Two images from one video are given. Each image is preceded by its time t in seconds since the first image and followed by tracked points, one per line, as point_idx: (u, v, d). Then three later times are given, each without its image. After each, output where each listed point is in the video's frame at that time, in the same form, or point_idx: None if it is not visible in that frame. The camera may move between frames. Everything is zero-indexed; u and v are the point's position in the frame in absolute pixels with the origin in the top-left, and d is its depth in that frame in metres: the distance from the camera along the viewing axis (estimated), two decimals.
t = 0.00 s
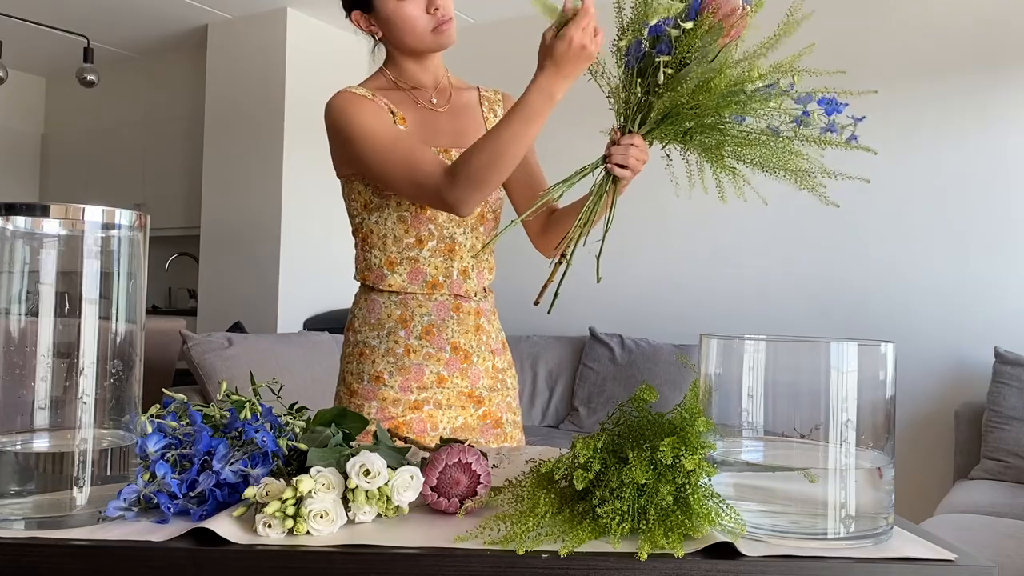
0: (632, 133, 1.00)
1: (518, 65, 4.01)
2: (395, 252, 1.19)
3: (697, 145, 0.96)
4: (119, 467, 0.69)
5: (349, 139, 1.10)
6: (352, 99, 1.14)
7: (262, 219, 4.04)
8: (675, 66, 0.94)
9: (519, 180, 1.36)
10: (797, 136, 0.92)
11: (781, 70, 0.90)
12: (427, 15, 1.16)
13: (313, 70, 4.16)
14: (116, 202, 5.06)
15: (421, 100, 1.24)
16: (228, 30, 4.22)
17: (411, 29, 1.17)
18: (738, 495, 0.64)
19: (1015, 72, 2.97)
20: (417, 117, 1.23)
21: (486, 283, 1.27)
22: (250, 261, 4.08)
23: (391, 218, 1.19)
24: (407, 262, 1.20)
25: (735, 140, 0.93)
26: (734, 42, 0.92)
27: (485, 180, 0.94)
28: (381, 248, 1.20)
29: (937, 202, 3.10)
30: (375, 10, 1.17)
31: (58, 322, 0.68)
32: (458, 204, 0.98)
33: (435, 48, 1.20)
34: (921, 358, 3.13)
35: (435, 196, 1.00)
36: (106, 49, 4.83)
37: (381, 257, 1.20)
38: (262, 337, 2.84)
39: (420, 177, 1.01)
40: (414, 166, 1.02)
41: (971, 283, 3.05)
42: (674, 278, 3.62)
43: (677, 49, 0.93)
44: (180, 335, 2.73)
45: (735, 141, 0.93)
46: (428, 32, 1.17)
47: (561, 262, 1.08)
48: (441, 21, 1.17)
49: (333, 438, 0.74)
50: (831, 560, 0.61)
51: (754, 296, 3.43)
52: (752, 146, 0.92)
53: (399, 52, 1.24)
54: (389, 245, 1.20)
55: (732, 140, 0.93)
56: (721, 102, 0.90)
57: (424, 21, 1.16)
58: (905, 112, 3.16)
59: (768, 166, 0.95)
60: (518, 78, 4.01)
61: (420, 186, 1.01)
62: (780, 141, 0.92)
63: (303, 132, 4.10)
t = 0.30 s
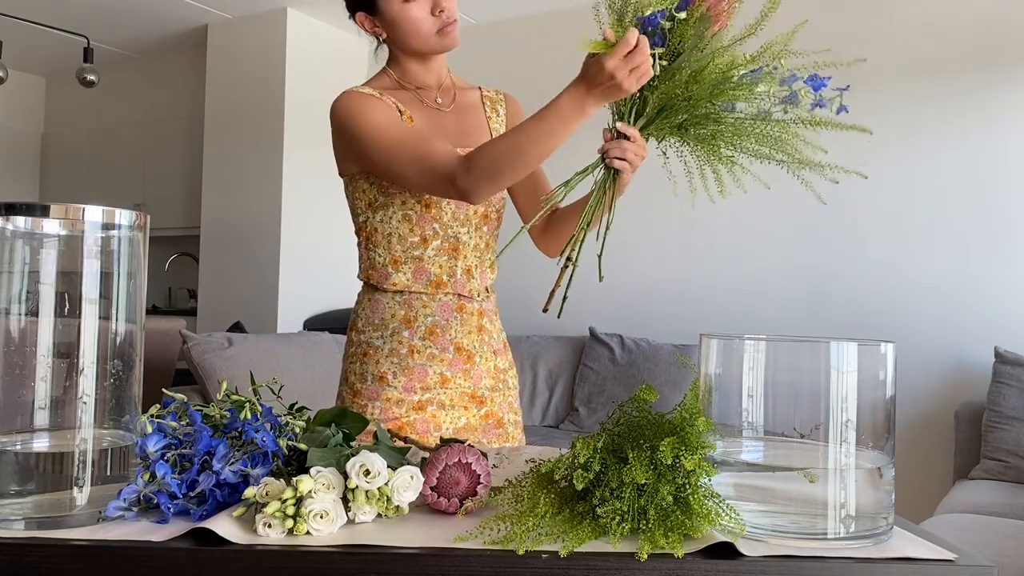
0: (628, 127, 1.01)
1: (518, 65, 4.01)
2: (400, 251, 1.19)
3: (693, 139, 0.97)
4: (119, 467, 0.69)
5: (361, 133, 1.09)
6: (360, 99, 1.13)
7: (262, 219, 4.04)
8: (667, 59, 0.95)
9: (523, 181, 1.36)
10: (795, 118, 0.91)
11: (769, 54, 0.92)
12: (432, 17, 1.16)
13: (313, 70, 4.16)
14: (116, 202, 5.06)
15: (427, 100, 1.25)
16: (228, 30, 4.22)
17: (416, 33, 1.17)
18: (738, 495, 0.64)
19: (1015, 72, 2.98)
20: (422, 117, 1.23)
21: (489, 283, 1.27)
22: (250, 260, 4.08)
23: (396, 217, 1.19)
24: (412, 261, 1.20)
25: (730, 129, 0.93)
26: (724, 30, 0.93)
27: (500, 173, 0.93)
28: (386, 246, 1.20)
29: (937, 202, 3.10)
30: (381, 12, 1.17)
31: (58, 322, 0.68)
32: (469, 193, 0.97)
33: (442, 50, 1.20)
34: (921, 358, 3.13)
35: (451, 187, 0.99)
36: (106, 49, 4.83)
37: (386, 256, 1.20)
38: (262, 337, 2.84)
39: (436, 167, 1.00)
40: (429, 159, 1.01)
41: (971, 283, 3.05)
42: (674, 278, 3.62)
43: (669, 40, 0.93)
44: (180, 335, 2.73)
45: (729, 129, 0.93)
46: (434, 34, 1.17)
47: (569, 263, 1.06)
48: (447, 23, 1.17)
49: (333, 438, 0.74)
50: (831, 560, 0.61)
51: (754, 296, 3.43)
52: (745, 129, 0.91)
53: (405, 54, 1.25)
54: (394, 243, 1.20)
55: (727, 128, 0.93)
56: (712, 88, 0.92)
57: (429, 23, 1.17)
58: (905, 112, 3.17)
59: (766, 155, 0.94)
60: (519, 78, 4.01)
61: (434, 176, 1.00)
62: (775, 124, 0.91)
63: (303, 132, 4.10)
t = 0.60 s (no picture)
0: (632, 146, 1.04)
1: (518, 65, 4.01)
2: (407, 250, 1.19)
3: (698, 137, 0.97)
4: (119, 467, 0.69)
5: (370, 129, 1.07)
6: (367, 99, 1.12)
7: (262, 219, 4.04)
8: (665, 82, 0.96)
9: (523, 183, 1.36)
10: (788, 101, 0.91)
11: (764, 49, 0.91)
12: (442, 17, 1.17)
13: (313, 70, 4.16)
14: (116, 203, 5.06)
15: (431, 98, 1.25)
16: (228, 30, 4.22)
17: (426, 31, 1.17)
18: (738, 495, 0.64)
19: (1015, 72, 2.98)
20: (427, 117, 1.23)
21: (491, 284, 1.28)
22: (250, 260, 4.08)
23: (403, 216, 1.19)
24: (419, 260, 1.20)
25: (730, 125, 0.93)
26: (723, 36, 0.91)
27: (516, 155, 0.91)
28: (393, 246, 1.20)
29: (937, 202, 3.10)
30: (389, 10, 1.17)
31: (57, 322, 0.68)
32: (485, 177, 0.95)
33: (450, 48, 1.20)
34: (921, 358, 3.12)
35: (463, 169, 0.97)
36: (106, 49, 4.83)
37: (392, 255, 1.20)
38: (262, 337, 2.84)
39: (448, 151, 0.97)
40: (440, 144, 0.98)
41: (971, 283, 3.05)
42: (674, 278, 3.62)
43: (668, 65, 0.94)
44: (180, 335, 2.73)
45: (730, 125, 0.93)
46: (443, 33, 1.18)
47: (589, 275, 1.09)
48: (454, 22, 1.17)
49: (333, 437, 0.74)
50: (831, 560, 0.61)
51: (754, 296, 3.43)
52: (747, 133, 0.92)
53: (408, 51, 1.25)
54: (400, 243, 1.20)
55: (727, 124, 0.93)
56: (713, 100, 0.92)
57: (439, 22, 1.17)
58: (905, 112, 3.17)
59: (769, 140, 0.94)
60: (519, 78, 4.01)
61: (447, 164, 0.98)
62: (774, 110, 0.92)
63: (303, 132, 4.10)
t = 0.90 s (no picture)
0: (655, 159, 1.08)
1: (518, 65, 4.01)
2: (405, 254, 1.19)
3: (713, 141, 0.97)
4: (119, 467, 0.69)
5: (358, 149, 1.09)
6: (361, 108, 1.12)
7: (262, 219, 4.04)
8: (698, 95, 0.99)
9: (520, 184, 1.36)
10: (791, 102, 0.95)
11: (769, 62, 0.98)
12: (451, 17, 1.18)
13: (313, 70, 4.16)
14: (116, 203, 5.06)
15: (430, 98, 1.25)
16: (229, 30, 4.22)
17: (434, 29, 1.18)
18: (738, 495, 0.64)
19: (1015, 72, 2.98)
20: (427, 117, 1.23)
21: (491, 285, 1.28)
22: (250, 260, 4.08)
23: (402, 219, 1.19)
24: (418, 263, 1.20)
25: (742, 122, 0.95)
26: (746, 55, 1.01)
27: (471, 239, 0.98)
28: (392, 250, 1.20)
29: (937, 202, 3.10)
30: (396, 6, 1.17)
31: (58, 322, 0.68)
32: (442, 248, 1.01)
33: (453, 48, 1.21)
34: (921, 358, 3.12)
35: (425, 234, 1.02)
36: (106, 49, 4.83)
37: (391, 260, 1.20)
38: (262, 337, 2.84)
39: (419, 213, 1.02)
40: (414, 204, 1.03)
41: (971, 284, 3.05)
42: (673, 277, 3.62)
43: (703, 77, 0.99)
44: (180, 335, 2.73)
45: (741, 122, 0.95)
46: (449, 32, 1.19)
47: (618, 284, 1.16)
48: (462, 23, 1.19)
49: (333, 437, 0.74)
50: (831, 560, 0.61)
51: (754, 296, 3.43)
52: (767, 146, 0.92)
53: (408, 49, 1.25)
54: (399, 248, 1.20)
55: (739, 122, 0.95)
56: (737, 115, 0.95)
57: (447, 22, 1.18)
58: (904, 113, 3.17)
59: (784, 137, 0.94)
60: (518, 79, 4.01)
61: (414, 219, 1.02)
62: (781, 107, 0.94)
63: (303, 132, 4.10)
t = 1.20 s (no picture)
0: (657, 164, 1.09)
1: (518, 65, 4.01)
2: (407, 252, 1.19)
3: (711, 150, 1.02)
4: (119, 467, 0.69)
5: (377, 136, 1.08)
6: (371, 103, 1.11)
7: (262, 219, 4.04)
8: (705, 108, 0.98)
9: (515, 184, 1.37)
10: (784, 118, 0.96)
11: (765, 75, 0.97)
12: (455, 20, 1.18)
13: (313, 70, 4.16)
14: (116, 203, 5.06)
15: (431, 98, 1.25)
16: (229, 30, 4.22)
17: (438, 33, 1.18)
18: (738, 495, 0.64)
19: (1014, 73, 2.98)
20: (429, 117, 1.23)
21: (490, 285, 1.28)
22: (249, 260, 4.07)
23: (404, 218, 1.19)
24: (420, 262, 1.20)
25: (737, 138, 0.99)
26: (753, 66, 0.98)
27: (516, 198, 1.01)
28: (394, 248, 1.20)
29: (937, 202, 3.10)
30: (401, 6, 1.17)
31: (58, 322, 0.68)
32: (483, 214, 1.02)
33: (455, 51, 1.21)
34: (922, 358, 3.12)
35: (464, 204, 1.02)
36: (106, 49, 4.83)
37: (393, 258, 1.20)
38: (262, 337, 2.84)
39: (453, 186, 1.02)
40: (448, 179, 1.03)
41: (971, 284, 3.05)
42: (673, 277, 3.62)
43: (710, 83, 0.97)
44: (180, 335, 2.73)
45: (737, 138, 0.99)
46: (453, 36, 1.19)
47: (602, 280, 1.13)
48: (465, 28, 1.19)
49: (333, 438, 0.74)
50: (831, 560, 0.61)
51: (754, 296, 3.43)
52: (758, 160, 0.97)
53: (410, 49, 1.25)
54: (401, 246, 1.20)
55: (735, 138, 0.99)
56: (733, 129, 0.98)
57: (451, 25, 1.18)
58: (904, 113, 3.17)
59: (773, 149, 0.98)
60: (518, 79, 4.01)
61: (450, 192, 1.02)
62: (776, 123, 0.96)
63: (303, 132, 4.10)
